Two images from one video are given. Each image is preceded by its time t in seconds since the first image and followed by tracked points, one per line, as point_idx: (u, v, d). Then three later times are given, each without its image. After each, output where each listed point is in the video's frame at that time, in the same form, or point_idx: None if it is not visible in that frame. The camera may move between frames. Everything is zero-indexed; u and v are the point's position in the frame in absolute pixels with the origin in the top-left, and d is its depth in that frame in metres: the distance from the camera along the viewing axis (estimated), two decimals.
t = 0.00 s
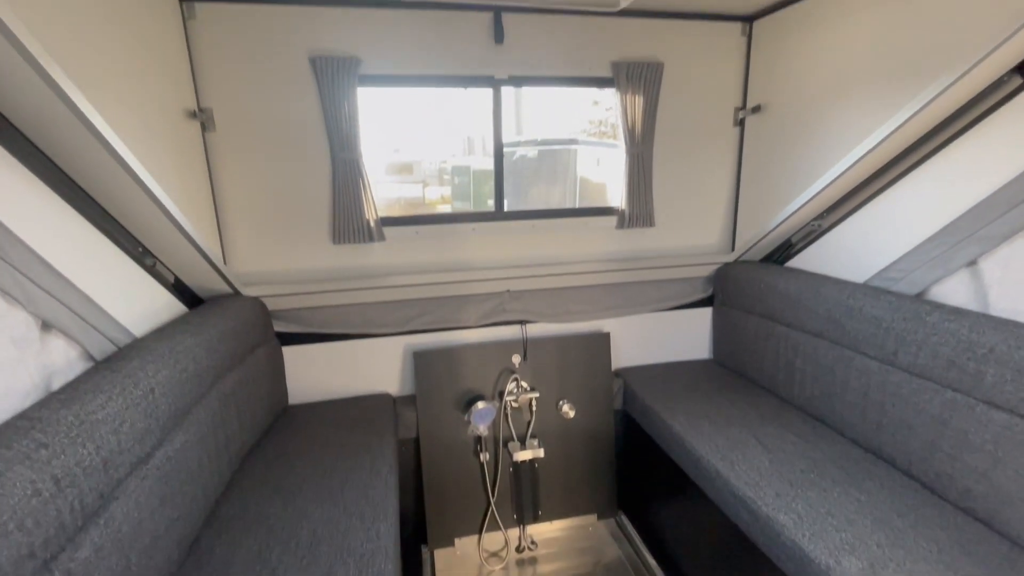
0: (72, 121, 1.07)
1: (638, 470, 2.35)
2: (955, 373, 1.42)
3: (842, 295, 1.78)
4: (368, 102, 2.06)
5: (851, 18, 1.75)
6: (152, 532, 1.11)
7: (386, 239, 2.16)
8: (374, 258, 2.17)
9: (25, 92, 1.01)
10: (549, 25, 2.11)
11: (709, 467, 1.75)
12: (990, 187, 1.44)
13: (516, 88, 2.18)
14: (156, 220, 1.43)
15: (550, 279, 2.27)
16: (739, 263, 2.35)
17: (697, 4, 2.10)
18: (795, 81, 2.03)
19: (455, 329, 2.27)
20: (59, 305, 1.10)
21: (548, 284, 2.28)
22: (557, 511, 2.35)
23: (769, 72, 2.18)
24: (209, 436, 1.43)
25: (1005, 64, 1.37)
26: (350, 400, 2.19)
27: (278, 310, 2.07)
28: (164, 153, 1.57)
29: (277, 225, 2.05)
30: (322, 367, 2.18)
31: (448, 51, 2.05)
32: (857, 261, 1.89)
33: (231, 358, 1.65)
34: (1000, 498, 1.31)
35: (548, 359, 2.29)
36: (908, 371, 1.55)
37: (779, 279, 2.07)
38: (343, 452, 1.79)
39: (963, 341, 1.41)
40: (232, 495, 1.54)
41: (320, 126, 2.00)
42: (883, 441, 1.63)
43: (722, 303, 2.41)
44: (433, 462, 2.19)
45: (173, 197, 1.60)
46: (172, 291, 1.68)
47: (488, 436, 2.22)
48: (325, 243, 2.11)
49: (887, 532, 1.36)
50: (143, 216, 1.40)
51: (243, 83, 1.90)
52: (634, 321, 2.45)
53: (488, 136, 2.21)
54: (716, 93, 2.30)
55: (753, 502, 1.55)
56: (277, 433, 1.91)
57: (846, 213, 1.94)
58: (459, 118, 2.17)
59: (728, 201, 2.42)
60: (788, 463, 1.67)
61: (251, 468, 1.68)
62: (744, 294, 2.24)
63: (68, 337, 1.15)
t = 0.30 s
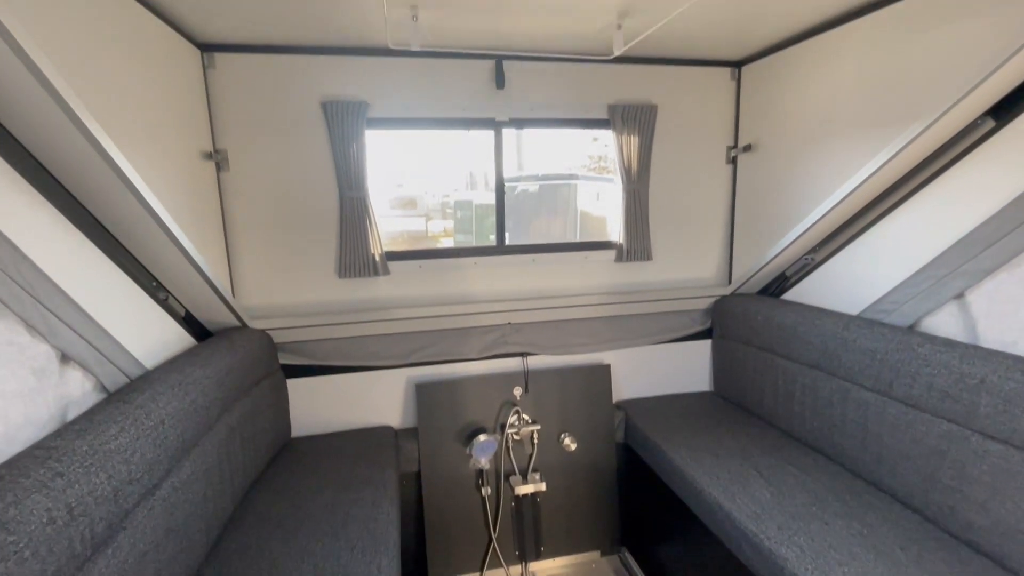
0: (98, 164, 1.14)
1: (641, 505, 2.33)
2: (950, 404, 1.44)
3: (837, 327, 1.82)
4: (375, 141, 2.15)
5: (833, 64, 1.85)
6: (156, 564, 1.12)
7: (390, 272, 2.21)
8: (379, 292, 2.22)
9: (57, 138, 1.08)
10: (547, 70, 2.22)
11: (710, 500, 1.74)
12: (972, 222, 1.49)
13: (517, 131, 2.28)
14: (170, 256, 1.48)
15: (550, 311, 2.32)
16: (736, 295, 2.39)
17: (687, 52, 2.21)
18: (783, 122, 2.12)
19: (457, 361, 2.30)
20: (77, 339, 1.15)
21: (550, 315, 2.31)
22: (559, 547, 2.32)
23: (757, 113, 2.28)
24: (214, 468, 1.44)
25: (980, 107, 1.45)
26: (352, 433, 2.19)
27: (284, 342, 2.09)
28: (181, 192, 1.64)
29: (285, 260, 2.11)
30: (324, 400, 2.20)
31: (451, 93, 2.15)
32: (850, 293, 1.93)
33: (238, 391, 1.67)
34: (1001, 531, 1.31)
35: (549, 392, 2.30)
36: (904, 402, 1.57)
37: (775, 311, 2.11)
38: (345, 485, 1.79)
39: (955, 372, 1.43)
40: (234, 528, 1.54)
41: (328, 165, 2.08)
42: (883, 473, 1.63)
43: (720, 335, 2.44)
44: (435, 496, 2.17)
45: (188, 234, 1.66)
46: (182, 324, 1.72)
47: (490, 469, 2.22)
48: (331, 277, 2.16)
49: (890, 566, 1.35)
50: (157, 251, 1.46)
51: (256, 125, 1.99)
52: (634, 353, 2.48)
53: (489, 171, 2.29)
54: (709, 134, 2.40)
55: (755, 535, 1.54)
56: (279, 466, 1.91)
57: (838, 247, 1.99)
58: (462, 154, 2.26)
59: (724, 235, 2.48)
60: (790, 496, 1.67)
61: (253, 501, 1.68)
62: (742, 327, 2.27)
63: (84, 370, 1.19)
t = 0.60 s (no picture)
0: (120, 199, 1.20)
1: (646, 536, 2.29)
2: (946, 431, 1.45)
3: (834, 355, 1.85)
4: (381, 173, 2.23)
5: (820, 102, 1.93)
6: None
7: (395, 301, 2.25)
8: (383, 320, 2.26)
9: (82, 175, 1.15)
10: (547, 107, 2.31)
11: (712, 529, 1.73)
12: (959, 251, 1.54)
13: (518, 164, 2.36)
14: (184, 286, 1.53)
15: (552, 339, 2.35)
16: (734, 324, 2.43)
17: (681, 90, 2.31)
18: (774, 156, 2.19)
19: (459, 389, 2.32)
20: (93, 367, 1.18)
21: (551, 343, 2.34)
22: None
23: (750, 147, 2.35)
24: (218, 495, 1.45)
25: (959, 143, 1.52)
26: (354, 461, 2.19)
27: (289, 370, 2.12)
28: (195, 224, 1.70)
29: (291, 289, 2.15)
30: (327, 428, 2.21)
31: (454, 128, 2.23)
32: (846, 321, 1.96)
33: (243, 419, 1.70)
34: (1003, 559, 1.30)
35: (551, 420, 2.32)
36: (901, 429, 1.58)
37: (773, 340, 2.14)
38: (346, 513, 1.78)
39: (949, 399, 1.46)
40: (234, 557, 1.53)
41: (336, 197, 2.15)
42: (884, 502, 1.63)
43: (720, 363, 2.46)
44: (436, 526, 2.14)
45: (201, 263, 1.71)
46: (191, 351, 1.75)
47: (492, 499, 2.19)
48: (336, 305, 2.20)
49: None
50: (170, 281, 1.51)
51: (267, 159, 2.07)
52: (635, 381, 2.49)
53: (491, 202, 2.36)
54: (703, 167, 2.48)
55: (757, 565, 1.53)
56: (280, 494, 1.91)
57: (832, 276, 2.04)
58: (464, 185, 2.33)
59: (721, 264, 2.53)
60: (793, 524, 1.66)
61: (254, 529, 1.67)
62: (742, 355, 2.30)
63: (98, 397, 1.21)
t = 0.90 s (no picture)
0: (135, 224, 1.24)
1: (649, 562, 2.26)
2: (946, 453, 1.46)
3: (833, 377, 1.86)
4: (385, 198, 2.28)
5: (812, 130, 1.99)
6: None
7: (398, 323, 2.28)
8: (386, 342, 2.28)
9: (100, 203, 1.19)
10: (548, 134, 2.38)
11: (715, 553, 1.72)
12: (951, 274, 1.57)
13: (519, 190, 2.41)
14: (192, 309, 1.56)
15: (552, 362, 2.37)
16: (734, 346, 2.45)
17: (678, 118, 2.37)
18: (769, 182, 2.25)
19: (460, 412, 2.32)
20: (105, 388, 1.21)
21: (551, 366, 2.37)
22: None
23: (745, 173, 2.41)
24: (221, 517, 1.45)
25: (947, 170, 1.57)
26: (355, 484, 2.19)
27: (293, 392, 2.14)
28: (205, 248, 1.74)
29: (296, 311, 2.19)
30: (329, 451, 2.21)
31: (457, 154, 2.29)
32: (845, 344, 1.98)
33: (247, 439, 1.71)
34: None
35: (552, 442, 2.32)
36: (901, 451, 1.59)
37: (772, 361, 2.16)
38: (347, 536, 1.78)
39: (947, 421, 1.47)
40: None
41: (341, 222, 2.20)
42: (887, 525, 1.62)
43: (720, 385, 2.47)
44: (437, 550, 2.12)
45: (210, 286, 1.75)
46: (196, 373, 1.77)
47: (493, 523, 2.18)
48: (340, 328, 2.23)
49: None
50: (179, 304, 1.55)
51: (275, 185, 2.12)
52: (636, 404, 2.50)
53: (493, 225, 2.40)
54: (700, 192, 2.53)
55: None
56: (281, 516, 1.90)
57: (829, 298, 2.07)
58: (466, 209, 2.38)
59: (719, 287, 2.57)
60: (796, 548, 1.65)
61: (255, 552, 1.66)
62: (742, 377, 2.31)
63: (108, 417, 1.24)
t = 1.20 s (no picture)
0: (146, 244, 1.27)
1: None
2: (947, 471, 1.46)
3: (834, 394, 1.87)
4: (387, 217, 2.31)
5: (807, 151, 2.03)
6: None
7: (400, 340, 2.30)
8: (387, 359, 2.30)
9: (112, 223, 1.22)
10: (548, 154, 2.42)
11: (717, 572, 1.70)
12: (948, 292, 1.59)
13: (520, 209, 2.45)
14: (197, 326, 1.58)
15: (553, 379, 2.38)
16: (735, 364, 2.45)
17: (676, 138, 2.42)
18: (767, 201, 2.28)
19: (461, 429, 2.32)
20: (112, 404, 1.22)
21: (552, 383, 2.38)
22: None
23: (743, 193, 2.44)
24: (222, 534, 1.45)
25: (940, 190, 1.60)
26: (356, 502, 2.18)
27: (295, 409, 2.15)
28: (211, 265, 1.77)
29: (299, 328, 2.20)
30: (330, 468, 2.21)
31: (459, 173, 2.33)
32: (845, 361, 1.99)
33: (249, 456, 1.71)
34: None
35: (554, 460, 2.31)
36: (902, 469, 1.59)
37: (773, 379, 2.16)
38: (347, 555, 1.76)
39: (947, 439, 1.47)
40: None
41: (345, 240, 2.23)
42: (891, 544, 1.61)
43: (722, 402, 2.47)
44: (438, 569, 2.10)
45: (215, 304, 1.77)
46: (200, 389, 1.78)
47: (494, 542, 2.17)
48: (342, 345, 2.25)
49: None
50: (186, 321, 1.57)
51: (280, 204, 2.16)
52: (637, 421, 2.50)
53: (494, 242, 2.43)
54: (699, 211, 2.56)
55: None
56: (281, 534, 1.89)
57: (828, 316, 2.08)
58: (468, 227, 2.41)
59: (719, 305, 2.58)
60: (799, 567, 1.64)
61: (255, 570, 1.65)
62: (743, 394, 2.31)
63: (113, 433, 1.25)
